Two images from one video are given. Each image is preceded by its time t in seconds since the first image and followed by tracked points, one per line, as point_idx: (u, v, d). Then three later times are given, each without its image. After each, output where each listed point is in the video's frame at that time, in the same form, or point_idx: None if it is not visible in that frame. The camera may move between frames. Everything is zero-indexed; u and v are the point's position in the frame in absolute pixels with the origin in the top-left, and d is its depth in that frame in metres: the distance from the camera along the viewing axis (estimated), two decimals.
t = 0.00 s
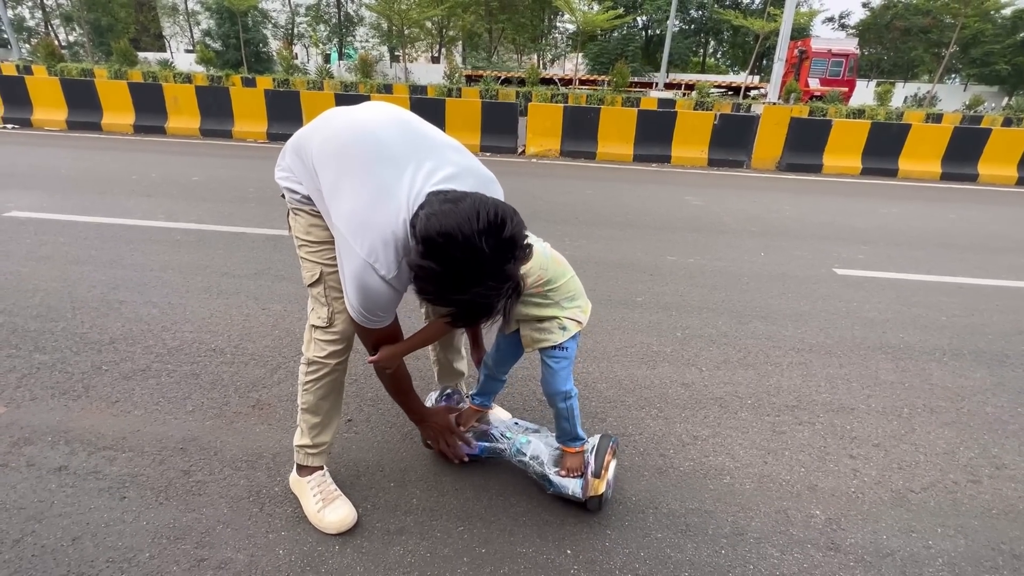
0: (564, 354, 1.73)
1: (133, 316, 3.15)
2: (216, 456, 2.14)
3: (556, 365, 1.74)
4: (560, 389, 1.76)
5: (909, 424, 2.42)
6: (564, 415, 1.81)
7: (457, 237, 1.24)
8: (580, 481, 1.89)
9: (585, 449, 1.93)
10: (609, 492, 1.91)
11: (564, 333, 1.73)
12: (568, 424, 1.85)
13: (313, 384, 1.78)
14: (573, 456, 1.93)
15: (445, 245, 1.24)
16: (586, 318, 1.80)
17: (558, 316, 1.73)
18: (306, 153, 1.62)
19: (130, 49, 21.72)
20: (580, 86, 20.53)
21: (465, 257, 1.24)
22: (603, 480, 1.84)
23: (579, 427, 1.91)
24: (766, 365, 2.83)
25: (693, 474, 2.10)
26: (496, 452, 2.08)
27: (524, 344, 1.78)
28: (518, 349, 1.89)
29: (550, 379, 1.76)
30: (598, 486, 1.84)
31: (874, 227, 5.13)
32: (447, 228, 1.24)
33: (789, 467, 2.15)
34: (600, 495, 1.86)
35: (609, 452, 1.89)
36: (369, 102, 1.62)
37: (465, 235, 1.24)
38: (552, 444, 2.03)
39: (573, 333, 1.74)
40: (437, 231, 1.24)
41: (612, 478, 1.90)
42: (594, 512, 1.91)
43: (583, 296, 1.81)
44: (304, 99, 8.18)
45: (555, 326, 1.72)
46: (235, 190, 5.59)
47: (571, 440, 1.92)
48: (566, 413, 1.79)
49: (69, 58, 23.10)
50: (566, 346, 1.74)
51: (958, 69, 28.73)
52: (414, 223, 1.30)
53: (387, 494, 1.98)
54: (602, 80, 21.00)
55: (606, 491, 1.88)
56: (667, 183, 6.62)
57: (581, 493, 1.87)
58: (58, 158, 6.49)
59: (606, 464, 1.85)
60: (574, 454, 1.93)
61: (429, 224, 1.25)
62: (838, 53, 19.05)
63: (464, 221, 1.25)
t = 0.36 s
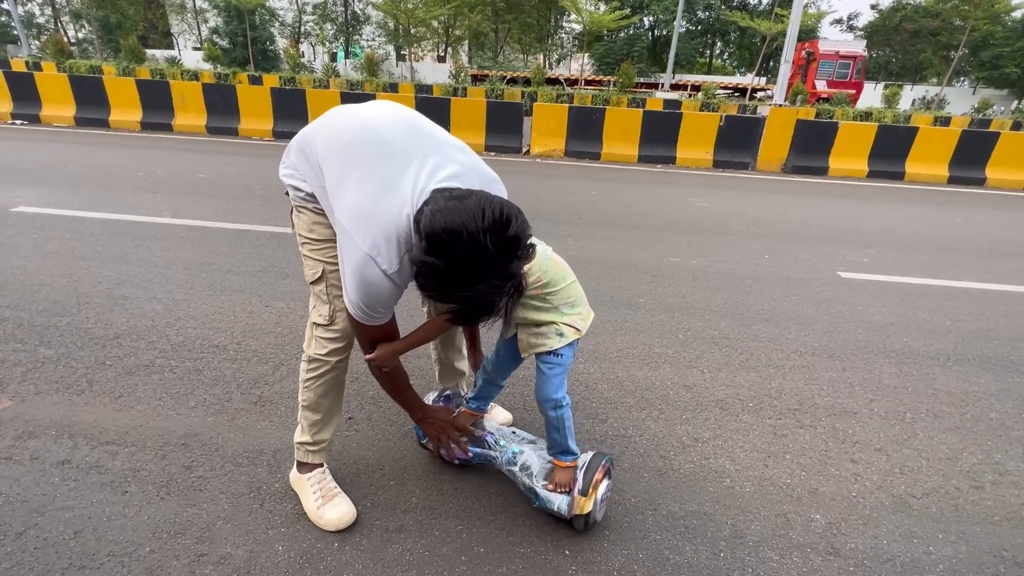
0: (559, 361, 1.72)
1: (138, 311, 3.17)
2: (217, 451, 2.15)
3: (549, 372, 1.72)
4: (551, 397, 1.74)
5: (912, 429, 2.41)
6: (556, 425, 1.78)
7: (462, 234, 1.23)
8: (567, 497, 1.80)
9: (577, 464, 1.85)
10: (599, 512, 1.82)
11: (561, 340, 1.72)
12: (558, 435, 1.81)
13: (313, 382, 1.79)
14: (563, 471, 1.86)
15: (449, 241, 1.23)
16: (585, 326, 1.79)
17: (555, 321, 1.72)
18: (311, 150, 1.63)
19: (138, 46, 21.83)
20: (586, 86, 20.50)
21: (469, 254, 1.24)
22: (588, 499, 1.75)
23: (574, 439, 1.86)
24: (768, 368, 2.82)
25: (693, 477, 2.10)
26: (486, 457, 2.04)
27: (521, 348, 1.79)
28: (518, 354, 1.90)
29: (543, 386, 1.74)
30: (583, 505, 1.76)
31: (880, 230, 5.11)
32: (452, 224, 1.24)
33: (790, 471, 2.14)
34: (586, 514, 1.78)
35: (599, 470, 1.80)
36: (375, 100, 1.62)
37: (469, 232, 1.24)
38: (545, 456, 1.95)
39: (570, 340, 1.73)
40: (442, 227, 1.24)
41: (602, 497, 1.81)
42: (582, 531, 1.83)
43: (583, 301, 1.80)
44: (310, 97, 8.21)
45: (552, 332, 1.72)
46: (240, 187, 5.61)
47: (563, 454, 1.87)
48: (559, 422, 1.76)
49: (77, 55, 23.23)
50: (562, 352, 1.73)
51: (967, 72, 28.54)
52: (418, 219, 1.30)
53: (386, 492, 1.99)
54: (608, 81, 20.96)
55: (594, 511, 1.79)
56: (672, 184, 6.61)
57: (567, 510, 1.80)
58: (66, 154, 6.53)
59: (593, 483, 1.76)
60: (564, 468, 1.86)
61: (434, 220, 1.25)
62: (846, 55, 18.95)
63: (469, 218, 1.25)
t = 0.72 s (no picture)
0: (557, 364, 1.73)
1: (146, 308, 3.20)
2: (222, 448, 2.17)
3: (548, 374, 1.74)
4: (547, 399, 1.74)
5: (917, 433, 2.40)
6: (552, 427, 1.78)
7: (459, 242, 1.24)
8: (556, 503, 1.78)
9: (572, 470, 1.82)
10: (590, 522, 1.76)
11: (561, 343, 1.72)
12: (555, 438, 1.80)
13: (318, 378, 1.80)
14: (558, 476, 1.84)
15: (446, 250, 1.24)
16: (588, 329, 1.79)
17: (557, 324, 1.73)
18: (317, 150, 1.64)
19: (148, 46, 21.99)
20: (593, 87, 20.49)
21: (465, 263, 1.24)
22: (575, 508, 1.70)
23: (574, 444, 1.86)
24: (772, 371, 2.81)
25: (695, 479, 2.09)
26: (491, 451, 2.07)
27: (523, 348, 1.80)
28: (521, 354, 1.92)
29: (541, 387, 1.75)
30: (569, 513, 1.72)
31: (887, 233, 5.08)
32: (449, 233, 1.24)
33: (792, 474, 2.14)
34: (572, 523, 1.73)
35: (591, 481, 1.72)
36: (380, 101, 1.63)
37: (466, 240, 1.24)
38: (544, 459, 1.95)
39: (570, 344, 1.73)
40: (438, 235, 1.25)
41: (593, 509, 1.73)
42: (573, 540, 1.79)
43: (587, 305, 1.80)
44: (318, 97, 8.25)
45: (553, 334, 1.73)
46: (247, 186, 5.65)
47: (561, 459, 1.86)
48: (556, 425, 1.77)
49: (89, 54, 23.44)
50: (561, 355, 1.73)
51: (979, 75, 28.34)
52: (418, 225, 1.31)
53: (388, 490, 2.00)
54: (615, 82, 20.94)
55: (583, 521, 1.73)
56: (678, 185, 6.60)
57: (554, 515, 1.77)
58: (76, 151, 6.59)
59: (582, 493, 1.69)
60: (559, 474, 1.84)
61: (432, 228, 1.26)
62: (855, 57, 18.88)
63: (465, 226, 1.25)
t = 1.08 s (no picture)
0: (564, 366, 1.72)
1: (153, 304, 3.21)
2: (226, 443, 2.17)
3: (554, 376, 1.73)
4: (553, 401, 1.74)
5: (925, 437, 2.37)
6: (556, 429, 1.78)
7: (466, 238, 1.23)
8: (556, 504, 1.76)
9: (573, 472, 1.81)
10: (590, 525, 1.74)
11: (569, 345, 1.72)
12: (558, 440, 1.80)
13: (322, 376, 1.79)
14: (559, 478, 1.83)
15: (453, 246, 1.24)
16: (597, 331, 1.77)
17: (566, 326, 1.72)
18: (325, 146, 1.64)
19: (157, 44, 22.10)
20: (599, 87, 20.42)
21: (472, 259, 1.24)
22: (575, 509, 1.68)
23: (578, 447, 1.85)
24: (778, 372, 2.79)
25: (699, 480, 2.08)
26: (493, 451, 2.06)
27: (531, 351, 1.79)
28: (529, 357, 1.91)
29: (546, 389, 1.75)
30: (569, 515, 1.70)
31: (896, 235, 5.04)
32: (456, 228, 1.24)
33: (798, 477, 2.12)
34: (572, 525, 1.72)
35: (592, 483, 1.71)
36: (388, 97, 1.62)
37: (473, 235, 1.24)
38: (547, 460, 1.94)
39: (577, 347, 1.72)
40: (446, 230, 1.24)
41: (594, 512, 1.72)
42: (573, 543, 1.77)
43: (596, 307, 1.79)
44: (324, 95, 8.26)
45: (561, 337, 1.72)
46: (254, 183, 5.66)
47: (564, 461, 1.85)
48: (560, 427, 1.76)
49: (98, 53, 23.59)
50: (568, 358, 1.72)
51: (990, 76, 28.09)
52: (425, 221, 1.30)
53: (392, 488, 1.99)
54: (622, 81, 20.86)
55: (582, 524, 1.71)
56: (685, 185, 6.57)
57: (554, 517, 1.76)
58: (85, 149, 6.63)
59: (583, 495, 1.68)
60: (560, 475, 1.83)
61: (439, 223, 1.25)
62: (864, 57, 18.75)
63: (472, 222, 1.25)
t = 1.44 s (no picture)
0: (567, 370, 1.72)
1: (159, 305, 3.22)
2: (231, 445, 2.17)
3: (557, 381, 1.72)
4: (555, 405, 1.73)
5: (933, 443, 2.35)
6: (559, 434, 1.77)
7: (465, 244, 1.23)
8: (559, 509, 1.76)
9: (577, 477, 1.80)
10: (593, 531, 1.73)
11: (572, 349, 1.71)
12: (561, 444, 1.79)
13: (326, 377, 1.79)
14: (562, 483, 1.82)
15: (452, 250, 1.24)
16: (601, 335, 1.77)
17: (569, 330, 1.72)
18: (332, 147, 1.64)
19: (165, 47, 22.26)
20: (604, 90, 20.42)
21: (470, 265, 1.24)
22: (578, 515, 1.67)
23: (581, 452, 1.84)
24: (783, 377, 2.77)
25: (705, 485, 2.07)
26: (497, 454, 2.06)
27: (535, 355, 1.79)
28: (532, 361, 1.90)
29: (549, 393, 1.74)
30: (572, 520, 1.69)
31: (903, 239, 5.01)
32: (456, 233, 1.24)
33: (804, 482, 2.10)
34: (575, 530, 1.70)
35: (595, 488, 1.70)
36: (396, 99, 1.62)
37: (472, 241, 1.23)
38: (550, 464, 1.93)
39: (580, 351, 1.72)
40: (446, 235, 1.24)
41: (596, 518, 1.70)
42: (575, 548, 1.76)
43: (600, 311, 1.78)
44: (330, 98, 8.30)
45: (564, 341, 1.71)
46: (260, 186, 5.68)
47: (567, 465, 1.84)
48: (563, 432, 1.75)
49: (107, 56, 23.77)
50: (571, 362, 1.72)
51: (997, 80, 27.96)
52: (427, 224, 1.30)
53: (395, 490, 1.99)
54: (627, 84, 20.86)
55: (585, 529, 1.70)
56: (690, 189, 6.55)
57: (556, 522, 1.75)
58: (93, 150, 6.67)
59: (586, 500, 1.67)
60: (564, 480, 1.82)
61: (440, 228, 1.25)
62: (870, 60, 18.69)
63: (473, 228, 1.24)
